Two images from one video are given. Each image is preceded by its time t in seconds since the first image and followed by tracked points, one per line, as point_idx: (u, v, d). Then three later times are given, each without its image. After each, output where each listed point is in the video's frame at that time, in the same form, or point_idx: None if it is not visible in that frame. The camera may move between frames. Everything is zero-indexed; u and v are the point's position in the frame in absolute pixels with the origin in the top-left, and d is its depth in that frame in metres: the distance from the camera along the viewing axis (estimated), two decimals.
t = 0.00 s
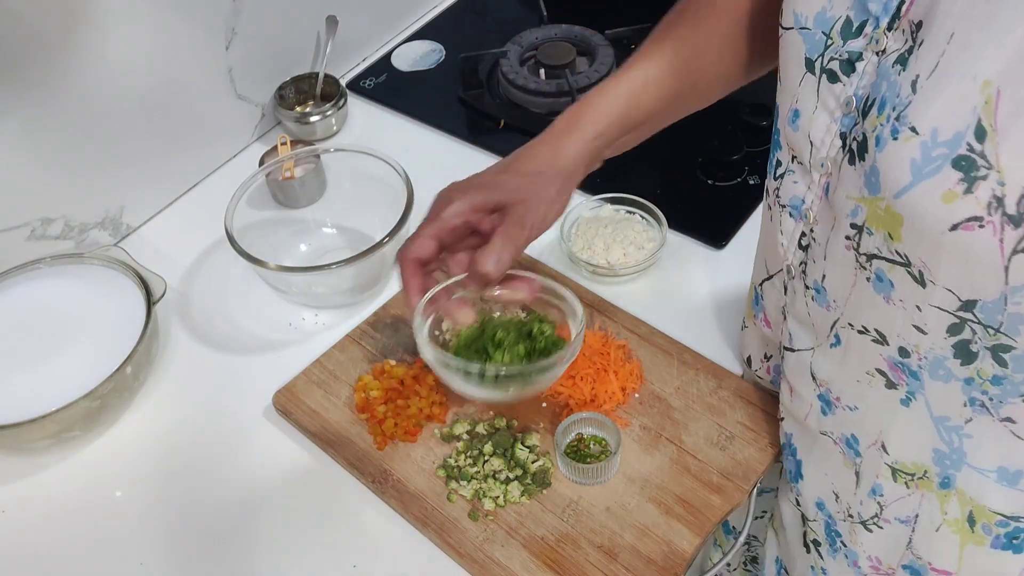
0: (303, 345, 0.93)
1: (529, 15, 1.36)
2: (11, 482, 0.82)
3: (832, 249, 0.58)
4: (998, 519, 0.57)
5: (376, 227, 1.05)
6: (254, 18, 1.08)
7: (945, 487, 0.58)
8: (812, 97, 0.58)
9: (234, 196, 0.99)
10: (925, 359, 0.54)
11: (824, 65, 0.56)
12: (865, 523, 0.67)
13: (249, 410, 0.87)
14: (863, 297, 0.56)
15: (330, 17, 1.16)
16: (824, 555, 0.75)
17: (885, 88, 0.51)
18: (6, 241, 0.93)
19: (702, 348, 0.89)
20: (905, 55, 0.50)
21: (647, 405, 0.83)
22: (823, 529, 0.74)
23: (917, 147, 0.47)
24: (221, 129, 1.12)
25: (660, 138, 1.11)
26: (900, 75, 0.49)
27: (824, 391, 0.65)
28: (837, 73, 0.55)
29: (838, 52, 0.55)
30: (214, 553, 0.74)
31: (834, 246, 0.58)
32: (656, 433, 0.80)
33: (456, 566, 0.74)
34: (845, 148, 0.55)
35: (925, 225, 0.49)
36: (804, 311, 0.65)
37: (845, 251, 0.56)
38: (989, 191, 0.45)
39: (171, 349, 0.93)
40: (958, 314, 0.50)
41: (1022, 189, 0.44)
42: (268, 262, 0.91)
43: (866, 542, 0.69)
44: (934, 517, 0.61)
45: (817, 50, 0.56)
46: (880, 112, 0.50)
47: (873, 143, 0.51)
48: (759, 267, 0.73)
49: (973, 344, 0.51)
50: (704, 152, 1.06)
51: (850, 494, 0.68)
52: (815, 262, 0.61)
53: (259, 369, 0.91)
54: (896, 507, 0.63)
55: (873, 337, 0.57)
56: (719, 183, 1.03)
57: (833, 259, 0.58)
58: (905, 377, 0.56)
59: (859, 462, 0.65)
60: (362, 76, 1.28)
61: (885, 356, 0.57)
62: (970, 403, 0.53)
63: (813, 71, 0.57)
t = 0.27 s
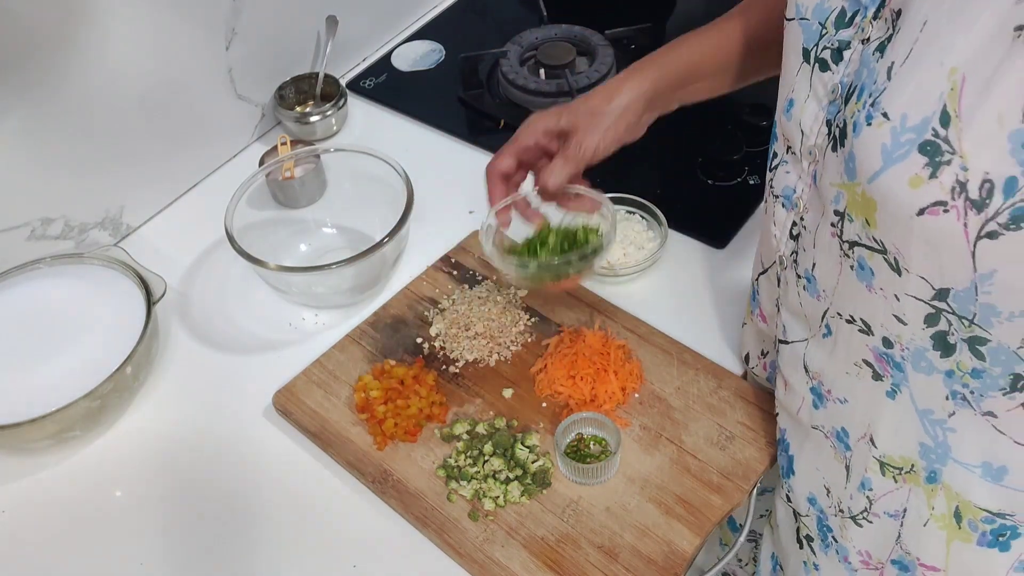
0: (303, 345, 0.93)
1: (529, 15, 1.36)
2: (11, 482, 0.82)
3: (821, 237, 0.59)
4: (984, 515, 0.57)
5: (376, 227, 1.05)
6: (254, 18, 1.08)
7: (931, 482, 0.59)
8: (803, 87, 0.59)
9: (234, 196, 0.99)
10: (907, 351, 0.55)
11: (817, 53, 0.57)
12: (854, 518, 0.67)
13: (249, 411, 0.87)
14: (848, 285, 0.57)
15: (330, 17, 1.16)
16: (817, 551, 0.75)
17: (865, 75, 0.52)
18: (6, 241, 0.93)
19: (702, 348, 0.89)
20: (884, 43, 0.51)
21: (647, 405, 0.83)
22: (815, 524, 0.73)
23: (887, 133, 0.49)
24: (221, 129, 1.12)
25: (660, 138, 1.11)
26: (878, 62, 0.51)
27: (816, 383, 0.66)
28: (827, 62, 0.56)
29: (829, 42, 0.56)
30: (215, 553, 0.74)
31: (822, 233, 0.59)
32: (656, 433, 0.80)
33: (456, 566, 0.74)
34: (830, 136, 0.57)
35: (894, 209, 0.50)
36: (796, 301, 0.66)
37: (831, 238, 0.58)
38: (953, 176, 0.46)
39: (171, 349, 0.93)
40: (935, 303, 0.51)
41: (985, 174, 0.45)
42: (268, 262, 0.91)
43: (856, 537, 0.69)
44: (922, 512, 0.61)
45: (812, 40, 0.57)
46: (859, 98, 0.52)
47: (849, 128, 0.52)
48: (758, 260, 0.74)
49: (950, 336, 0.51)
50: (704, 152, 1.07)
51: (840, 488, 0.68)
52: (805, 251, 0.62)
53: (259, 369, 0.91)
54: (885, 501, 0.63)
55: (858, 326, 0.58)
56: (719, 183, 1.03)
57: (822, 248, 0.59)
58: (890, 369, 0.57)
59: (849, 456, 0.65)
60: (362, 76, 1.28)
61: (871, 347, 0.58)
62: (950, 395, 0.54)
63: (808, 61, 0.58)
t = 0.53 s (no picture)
0: (303, 345, 0.93)
1: (529, 15, 1.36)
2: (11, 482, 0.81)
3: (820, 234, 0.59)
4: (987, 511, 0.56)
5: (376, 227, 1.05)
6: (254, 18, 1.08)
7: (934, 478, 0.58)
8: (800, 84, 0.59)
9: (234, 197, 0.99)
10: (908, 346, 0.55)
11: (812, 51, 0.57)
12: (856, 516, 0.67)
13: (250, 411, 0.87)
14: (847, 280, 0.57)
15: (330, 17, 1.16)
16: (819, 550, 0.74)
17: (861, 69, 0.52)
18: (6, 241, 0.93)
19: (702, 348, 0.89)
20: (879, 38, 0.51)
21: (647, 405, 0.83)
22: (817, 523, 0.73)
23: (882, 128, 0.49)
24: (221, 129, 1.12)
25: (660, 137, 1.11)
26: (873, 58, 0.51)
27: (818, 380, 0.66)
28: (824, 58, 0.56)
29: (825, 38, 0.56)
30: (215, 553, 0.74)
31: (821, 229, 0.59)
32: (656, 434, 0.80)
33: (456, 567, 0.74)
34: (827, 132, 0.57)
35: (889, 204, 0.50)
36: (797, 298, 0.66)
37: (829, 234, 0.58)
38: (946, 170, 0.47)
39: (171, 349, 0.93)
40: (932, 297, 0.51)
41: (977, 168, 0.46)
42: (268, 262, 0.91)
43: (858, 535, 0.68)
44: (924, 509, 0.60)
45: (808, 37, 0.57)
46: (854, 94, 0.52)
47: (846, 123, 0.52)
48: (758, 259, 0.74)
49: (949, 331, 0.51)
50: (704, 152, 1.07)
51: (842, 486, 0.68)
52: (805, 248, 0.62)
53: (259, 369, 0.91)
54: (888, 499, 0.63)
55: (859, 322, 0.58)
56: (719, 183, 1.03)
57: (820, 244, 0.59)
58: (892, 364, 0.57)
59: (851, 454, 0.65)
60: (361, 76, 1.28)
61: (873, 342, 0.58)
62: (951, 388, 0.53)
63: (804, 58, 0.58)
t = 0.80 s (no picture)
0: (303, 345, 0.93)
1: (529, 15, 1.36)
2: (10, 482, 0.81)
3: (824, 231, 0.59)
4: (994, 505, 0.56)
5: (376, 227, 1.05)
6: (254, 18, 1.08)
7: (941, 473, 0.58)
8: (802, 82, 0.59)
9: (234, 197, 0.99)
10: (915, 339, 0.55)
11: (814, 49, 0.57)
12: (863, 513, 0.67)
13: (249, 411, 0.87)
14: (852, 276, 0.57)
15: (330, 17, 1.16)
16: (825, 547, 0.74)
17: (864, 66, 0.52)
18: (6, 241, 0.93)
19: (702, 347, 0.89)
20: (881, 34, 0.51)
21: (647, 405, 0.83)
22: (824, 520, 0.73)
23: (887, 121, 0.49)
24: (221, 129, 1.12)
25: (660, 137, 1.11)
26: (876, 53, 0.51)
27: (822, 378, 0.66)
28: (825, 56, 0.56)
29: (826, 37, 0.56)
30: (213, 553, 0.74)
31: (825, 226, 0.59)
32: (656, 434, 0.80)
33: (456, 567, 0.74)
34: (829, 129, 0.56)
35: (895, 198, 0.50)
36: (800, 296, 0.66)
37: (834, 230, 0.58)
38: (952, 162, 0.47)
39: (171, 349, 0.93)
40: (938, 291, 0.51)
41: (983, 159, 0.46)
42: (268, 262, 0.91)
43: (864, 533, 0.68)
44: (932, 504, 0.60)
45: (809, 37, 0.57)
46: (858, 89, 0.52)
47: (850, 120, 0.53)
48: (761, 259, 0.74)
49: (957, 324, 0.51)
50: (704, 152, 1.07)
51: (848, 483, 0.68)
52: (809, 245, 0.62)
53: (259, 369, 0.91)
54: (895, 495, 0.63)
55: (865, 318, 0.58)
56: (719, 183, 1.03)
57: (825, 240, 0.59)
58: (899, 358, 0.57)
59: (858, 450, 0.65)
60: (362, 76, 1.28)
61: (879, 337, 0.58)
62: (959, 381, 0.53)
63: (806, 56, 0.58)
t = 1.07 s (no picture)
0: (303, 345, 0.93)
1: (529, 15, 1.36)
2: (11, 482, 0.82)
3: (828, 234, 0.59)
4: (997, 507, 0.56)
5: (376, 227, 1.05)
6: (254, 19, 1.08)
7: (944, 474, 0.58)
8: (806, 84, 0.59)
9: (233, 197, 0.99)
10: (919, 341, 0.55)
11: (817, 51, 0.57)
12: (865, 514, 0.67)
13: (249, 411, 0.87)
14: (856, 278, 0.57)
15: (330, 17, 1.16)
16: (828, 549, 0.75)
17: (869, 70, 0.52)
18: (6, 241, 0.93)
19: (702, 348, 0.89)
20: (884, 38, 0.51)
21: (647, 405, 0.83)
22: (826, 521, 0.74)
23: (892, 125, 0.49)
24: (221, 129, 1.12)
25: (660, 138, 1.11)
26: (880, 57, 0.51)
27: (824, 381, 0.66)
28: (829, 59, 0.57)
29: (829, 39, 0.56)
30: (213, 553, 0.74)
31: (828, 229, 0.59)
32: (656, 434, 0.80)
33: (456, 566, 0.74)
34: (833, 131, 0.57)
35: (901, 201, 0.50)
36: (803, 298, 0.66)
37: (837, 232, 0.58)
38: (958, 165, 0.47)
39: (171, 349, 0.93)
40: (943, 293, 0.51)
41: (989, 163, 0.46)
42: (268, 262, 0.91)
43: (866, 534, 0.68)
44: (934, 505, 0.60)
45: (812, 39, 0.57)
46: (862, 93, 0.52)
47: (853, 123, 0.53)
48: (764, 260, 0.74)
49: (961, 326, 0.51)
50: (704, 152, 1.07)
51: (851, 484, 0.68)
52: (811, 247, 0.62)
53: (259, 369, 0.91)
54: (897, 496, 0.63)
55: (869, 320, 0.58)
56: (720, 183, 1.03)
57: (829, 243, 0.59)
58: (902, 360, 0.57)
59: (860, 451, 0.65)
60: (362, 76, 1.28)
61: (882, 340, 0.58)
62: (963, 383, 0.53)
63: (808, 58, 0.58)
